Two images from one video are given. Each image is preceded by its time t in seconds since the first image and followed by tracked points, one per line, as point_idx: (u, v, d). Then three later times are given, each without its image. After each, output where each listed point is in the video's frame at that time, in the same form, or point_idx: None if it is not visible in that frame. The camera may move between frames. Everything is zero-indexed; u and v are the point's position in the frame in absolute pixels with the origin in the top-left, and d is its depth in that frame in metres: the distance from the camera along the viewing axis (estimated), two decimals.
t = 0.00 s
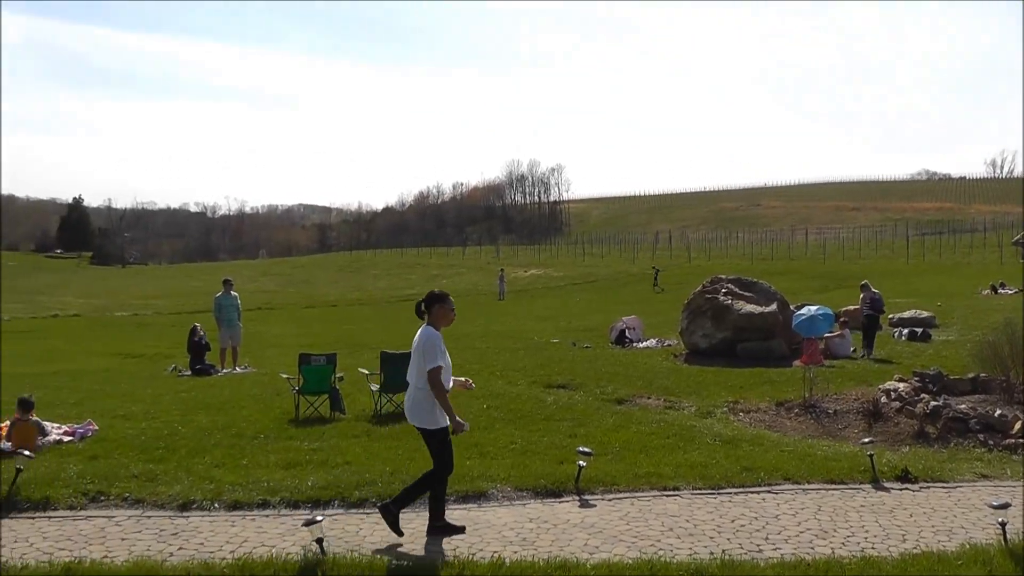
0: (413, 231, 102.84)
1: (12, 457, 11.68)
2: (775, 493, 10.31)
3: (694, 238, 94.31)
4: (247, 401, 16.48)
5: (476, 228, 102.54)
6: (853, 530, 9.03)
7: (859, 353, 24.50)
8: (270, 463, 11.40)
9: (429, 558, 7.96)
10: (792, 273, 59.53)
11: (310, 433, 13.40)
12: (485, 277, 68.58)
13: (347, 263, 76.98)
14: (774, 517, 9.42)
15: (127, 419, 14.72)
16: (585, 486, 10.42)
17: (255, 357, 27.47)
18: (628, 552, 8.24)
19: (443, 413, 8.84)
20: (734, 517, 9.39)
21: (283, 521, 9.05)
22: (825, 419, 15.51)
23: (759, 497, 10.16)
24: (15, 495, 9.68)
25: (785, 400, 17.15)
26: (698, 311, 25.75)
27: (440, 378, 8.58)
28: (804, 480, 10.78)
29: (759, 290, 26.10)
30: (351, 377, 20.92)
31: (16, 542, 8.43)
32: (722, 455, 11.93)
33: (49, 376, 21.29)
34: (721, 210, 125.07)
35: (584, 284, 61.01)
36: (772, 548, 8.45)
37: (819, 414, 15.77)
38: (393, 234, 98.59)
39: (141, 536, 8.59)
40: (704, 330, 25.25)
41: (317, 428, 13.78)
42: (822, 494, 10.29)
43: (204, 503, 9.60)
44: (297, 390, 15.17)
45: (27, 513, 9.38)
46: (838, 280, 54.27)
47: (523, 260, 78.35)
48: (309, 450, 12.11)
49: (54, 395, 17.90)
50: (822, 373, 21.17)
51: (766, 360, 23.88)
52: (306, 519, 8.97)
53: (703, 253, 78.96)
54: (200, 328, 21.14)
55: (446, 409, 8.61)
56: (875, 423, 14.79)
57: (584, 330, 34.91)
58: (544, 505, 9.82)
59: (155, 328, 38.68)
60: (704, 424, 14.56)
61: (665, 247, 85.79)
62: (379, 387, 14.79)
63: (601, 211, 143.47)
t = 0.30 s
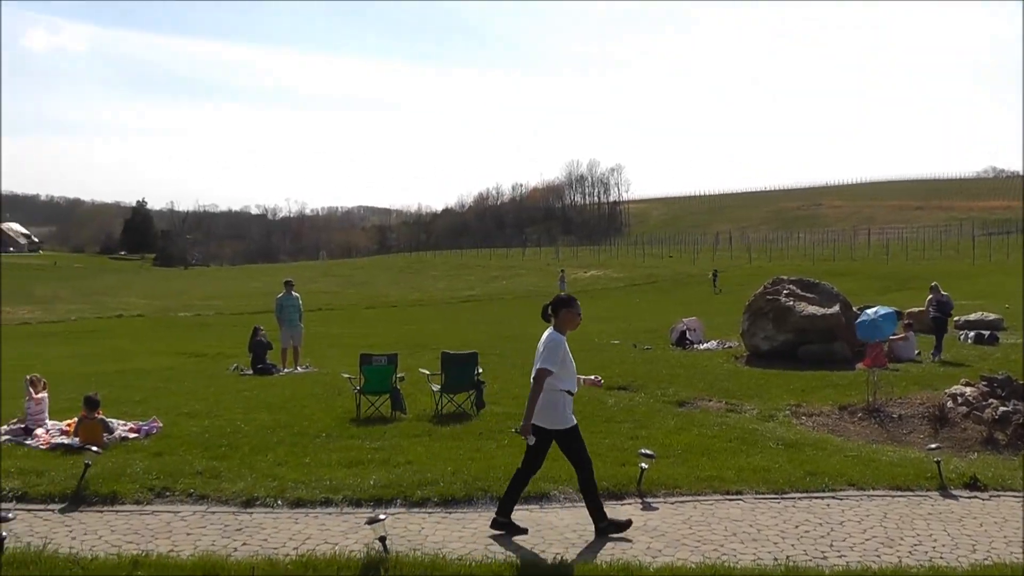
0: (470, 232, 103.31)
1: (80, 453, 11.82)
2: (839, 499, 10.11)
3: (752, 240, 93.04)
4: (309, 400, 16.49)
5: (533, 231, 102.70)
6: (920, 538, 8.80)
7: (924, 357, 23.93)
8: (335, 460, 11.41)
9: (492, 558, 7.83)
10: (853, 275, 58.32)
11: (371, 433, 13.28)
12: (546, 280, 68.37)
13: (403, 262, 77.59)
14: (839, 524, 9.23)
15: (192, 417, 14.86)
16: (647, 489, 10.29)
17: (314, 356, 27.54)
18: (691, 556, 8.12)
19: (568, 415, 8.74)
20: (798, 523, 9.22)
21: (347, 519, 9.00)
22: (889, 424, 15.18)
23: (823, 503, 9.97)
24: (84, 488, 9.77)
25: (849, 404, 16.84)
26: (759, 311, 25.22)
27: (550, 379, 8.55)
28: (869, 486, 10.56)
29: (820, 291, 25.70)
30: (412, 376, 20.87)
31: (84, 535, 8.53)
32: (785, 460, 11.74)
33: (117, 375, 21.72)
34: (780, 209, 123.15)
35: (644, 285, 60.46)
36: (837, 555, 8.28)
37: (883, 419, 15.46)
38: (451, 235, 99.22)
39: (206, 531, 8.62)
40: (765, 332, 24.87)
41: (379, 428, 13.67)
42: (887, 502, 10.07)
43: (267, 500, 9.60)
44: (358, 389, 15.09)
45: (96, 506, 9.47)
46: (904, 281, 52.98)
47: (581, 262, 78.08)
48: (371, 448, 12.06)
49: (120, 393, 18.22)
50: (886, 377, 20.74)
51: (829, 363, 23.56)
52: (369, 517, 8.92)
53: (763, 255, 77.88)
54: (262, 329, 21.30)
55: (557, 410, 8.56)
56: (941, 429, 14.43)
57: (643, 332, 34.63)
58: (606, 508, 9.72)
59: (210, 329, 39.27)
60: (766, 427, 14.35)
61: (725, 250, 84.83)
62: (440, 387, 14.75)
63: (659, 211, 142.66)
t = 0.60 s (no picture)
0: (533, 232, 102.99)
1: (148, 446, 11.97)
2: (906, 509, 9.89)
3: (817, 239, 91.02)
4: (372, 397, 16.51)
5: (596, 231, 102.12)
6: (992, 552, 8.55)
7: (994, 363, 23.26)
8: (399, 457, 11.38)
9: (556, 559, 7.72)
10: (923, 276, 56.59)
11: (435, 432, 13.19)
12: (608, 280, 67.80)
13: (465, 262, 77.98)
14: (906, 534, 9.02)
15: (257, 412, 14.99)
16: (711, 493, 10.20)
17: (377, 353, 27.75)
18: (755, 563, 7.99)
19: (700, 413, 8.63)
20: (864, 532, 9.03)
21: (409, 517, 8.98)
22: (957, 431, 14.74)
23: (890, 512, 9.78)
24: (151, 480, 9.92)
25: (915, 411, 16.47)
26: (823, 315, 24.94)
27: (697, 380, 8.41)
28: (937, 495, 10.31)
29: (886, 294, 24.90)
30: (475, 375, 20.77)
31: (152, 526, 8.66)
32: (851, 467, 11.52)
33: (183, 371, 22.17)
34: (847, 207, 120.03)
35: (706, 287, 59.53)
36: (905, 566, 8.08)
37: (951, 425, 15.04)
38: (513, 235, 98.98)
39: (271, 526, 8.68)
40: (830, 335, 24.54)
41: (442, 427, 13.57)
42: (957, 512, 9.81)
43: (331, 497, 9.59)
44: (422, 388, 14.98)
45: (163, 498, 9.60)
46: (981, 283, 51.23)
47: (644, 262, 77.27)
48: (433, 447, 11.96)
49: (183, 389, 18.55)
50: (954, 383, 20.22)
51: (894, 368, 23.18)
52: (433, 515, 8.90)
53: (829, 255, 76.15)
54: (325, 326, 21.47)
55: (705, 411, 8.40)
56: (1013, 438, 14.01)
57: (706, 332, 34.10)
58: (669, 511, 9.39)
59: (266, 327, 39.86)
60: (831, 433, 14.09)
61: (788, 250, 83.20)
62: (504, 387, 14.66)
63: (723, 211, 140.40)
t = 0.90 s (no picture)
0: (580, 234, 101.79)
1: (197, 440, 12.03)
2: (956, 520, 9.73)
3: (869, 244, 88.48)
4: (418, 397, 16.48)
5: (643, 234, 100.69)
6: None
7: None
8: (446, 456, 11.36)
9: (602, 562, 7.70)
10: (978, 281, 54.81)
11: (481, 432, 13.12)
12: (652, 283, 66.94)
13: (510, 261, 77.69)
14: (956, 546, 8.88)
15: (303, 409, 15.05)
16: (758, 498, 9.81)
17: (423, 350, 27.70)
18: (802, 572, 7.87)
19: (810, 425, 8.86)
20: (913, 543, 8.90)
21: (455, 517, 8.98)
22: (1010, 442, 14.44)
23: (939, 523, 9.63)
24: (199, 474, 10.02)
25: (966, 420, 16.15)
26: (872, 320, 24.86)
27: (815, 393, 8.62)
28: (989, 508, 10.12)
29: (936, 300, 24.45)
30: (520, 376, 20.62)
31: (200, 519, 8.75)
32: (899, 476, 11.37)
33: (228, 368, 22.37)
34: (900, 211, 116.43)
35: (751, 293, 58.45)
36: None
37: (1003, 436, 14.74)
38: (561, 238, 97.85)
39: (317, 521, 8.71)
40: (878, 342, 24.45)
41: (488, 428, 13.48)
42: (1009, 525, 9.62)
43: (378, 494, 9.63)
44: (470, 387, 14.92)
45: (211, 492, 9.68)
46: None
47: (690, 266, 76.08)
48: (479, 447, 11.92)
49: (227, 386, 18.72)
50: (1006, 394, 19.75)
51: (943, 377, 22.96)
52: (479, 515, 8.90)
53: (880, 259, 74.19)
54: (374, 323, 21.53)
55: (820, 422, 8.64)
56: None
57: (752, 336, 33.52)
58: (714, 516, 9.28)
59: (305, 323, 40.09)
60: (880, 442, 13.90)
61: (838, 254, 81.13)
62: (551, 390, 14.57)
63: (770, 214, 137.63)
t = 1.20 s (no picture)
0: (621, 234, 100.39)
1: (239, 438, 12.09)
2: (1005, 529, 9.55)
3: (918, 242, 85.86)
4: (458, 397, 16.42)
5: (684, 234, 98.97)
6: None
7: None
8: (487, 456, 11.33)
9: (643, 565, 7.64)
10: None
11: (521, 433, 13.03)
12: (691, 282, 65.89)
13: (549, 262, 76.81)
14: (1006, 556, 8.70)
15: (344, 409, 15.08)
16: (800, 504, 9.63)
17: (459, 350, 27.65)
18: None
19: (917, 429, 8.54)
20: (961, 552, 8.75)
21: (497, 518, 8.96)
22: None
23: (986, 532, 9.46)
24: (241, 472, 10.11)
25: (1014, 427, 15.82)
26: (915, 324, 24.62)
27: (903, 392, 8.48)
28: None
29: (981, 303, 24.20)
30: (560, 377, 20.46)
31: (242, 517, 8.80)
32: (945, 483, 11.19)
33: (267, 368, 22.50)
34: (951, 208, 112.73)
35: (791, 292, 57.28)
36: None
37: None
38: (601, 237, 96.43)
39: (358, 521, 8.74)
40: (922, 344, 24.07)
41: (528, 429, 13.38)
42: None
43: (419, 494, 9.64)
44: (510, 388, 14.83)
45: (253, 490, 9.75)
46: None
47: (732, 265, 74.64)
48: (520, 448, 11.85)
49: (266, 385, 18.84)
50: None
51: (990, 381, 22.50)
52: (521, 516, 8.87)
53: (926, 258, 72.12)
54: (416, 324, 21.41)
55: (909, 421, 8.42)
56: None
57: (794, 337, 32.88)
58: (757, 521, 9.18)
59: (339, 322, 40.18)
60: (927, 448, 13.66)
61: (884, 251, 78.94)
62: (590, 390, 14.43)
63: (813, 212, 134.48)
